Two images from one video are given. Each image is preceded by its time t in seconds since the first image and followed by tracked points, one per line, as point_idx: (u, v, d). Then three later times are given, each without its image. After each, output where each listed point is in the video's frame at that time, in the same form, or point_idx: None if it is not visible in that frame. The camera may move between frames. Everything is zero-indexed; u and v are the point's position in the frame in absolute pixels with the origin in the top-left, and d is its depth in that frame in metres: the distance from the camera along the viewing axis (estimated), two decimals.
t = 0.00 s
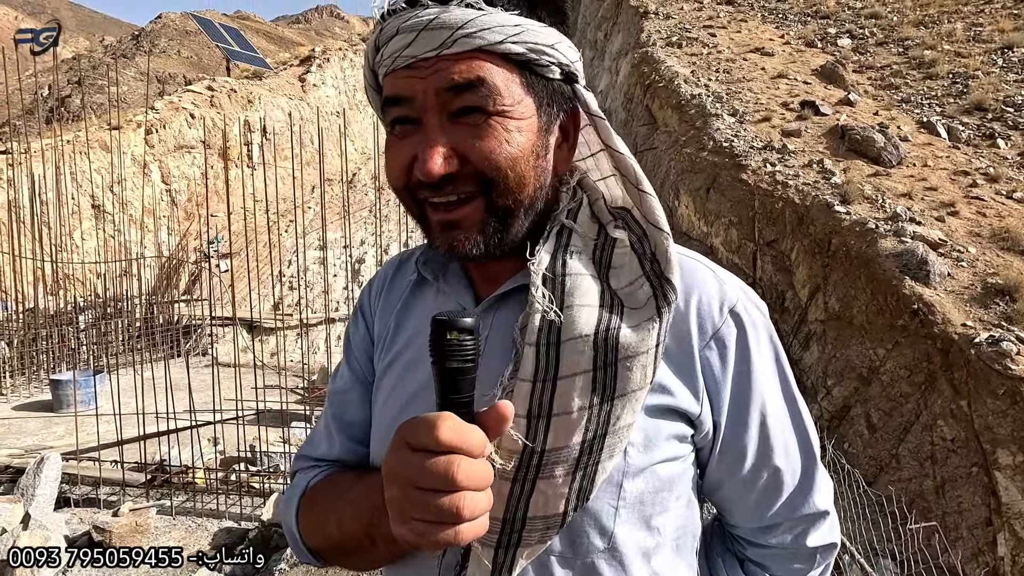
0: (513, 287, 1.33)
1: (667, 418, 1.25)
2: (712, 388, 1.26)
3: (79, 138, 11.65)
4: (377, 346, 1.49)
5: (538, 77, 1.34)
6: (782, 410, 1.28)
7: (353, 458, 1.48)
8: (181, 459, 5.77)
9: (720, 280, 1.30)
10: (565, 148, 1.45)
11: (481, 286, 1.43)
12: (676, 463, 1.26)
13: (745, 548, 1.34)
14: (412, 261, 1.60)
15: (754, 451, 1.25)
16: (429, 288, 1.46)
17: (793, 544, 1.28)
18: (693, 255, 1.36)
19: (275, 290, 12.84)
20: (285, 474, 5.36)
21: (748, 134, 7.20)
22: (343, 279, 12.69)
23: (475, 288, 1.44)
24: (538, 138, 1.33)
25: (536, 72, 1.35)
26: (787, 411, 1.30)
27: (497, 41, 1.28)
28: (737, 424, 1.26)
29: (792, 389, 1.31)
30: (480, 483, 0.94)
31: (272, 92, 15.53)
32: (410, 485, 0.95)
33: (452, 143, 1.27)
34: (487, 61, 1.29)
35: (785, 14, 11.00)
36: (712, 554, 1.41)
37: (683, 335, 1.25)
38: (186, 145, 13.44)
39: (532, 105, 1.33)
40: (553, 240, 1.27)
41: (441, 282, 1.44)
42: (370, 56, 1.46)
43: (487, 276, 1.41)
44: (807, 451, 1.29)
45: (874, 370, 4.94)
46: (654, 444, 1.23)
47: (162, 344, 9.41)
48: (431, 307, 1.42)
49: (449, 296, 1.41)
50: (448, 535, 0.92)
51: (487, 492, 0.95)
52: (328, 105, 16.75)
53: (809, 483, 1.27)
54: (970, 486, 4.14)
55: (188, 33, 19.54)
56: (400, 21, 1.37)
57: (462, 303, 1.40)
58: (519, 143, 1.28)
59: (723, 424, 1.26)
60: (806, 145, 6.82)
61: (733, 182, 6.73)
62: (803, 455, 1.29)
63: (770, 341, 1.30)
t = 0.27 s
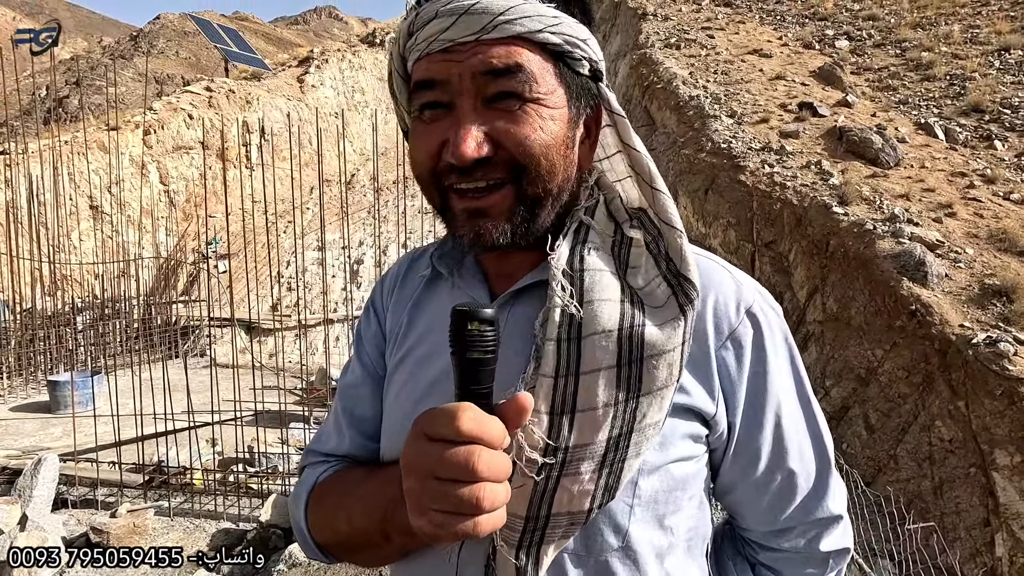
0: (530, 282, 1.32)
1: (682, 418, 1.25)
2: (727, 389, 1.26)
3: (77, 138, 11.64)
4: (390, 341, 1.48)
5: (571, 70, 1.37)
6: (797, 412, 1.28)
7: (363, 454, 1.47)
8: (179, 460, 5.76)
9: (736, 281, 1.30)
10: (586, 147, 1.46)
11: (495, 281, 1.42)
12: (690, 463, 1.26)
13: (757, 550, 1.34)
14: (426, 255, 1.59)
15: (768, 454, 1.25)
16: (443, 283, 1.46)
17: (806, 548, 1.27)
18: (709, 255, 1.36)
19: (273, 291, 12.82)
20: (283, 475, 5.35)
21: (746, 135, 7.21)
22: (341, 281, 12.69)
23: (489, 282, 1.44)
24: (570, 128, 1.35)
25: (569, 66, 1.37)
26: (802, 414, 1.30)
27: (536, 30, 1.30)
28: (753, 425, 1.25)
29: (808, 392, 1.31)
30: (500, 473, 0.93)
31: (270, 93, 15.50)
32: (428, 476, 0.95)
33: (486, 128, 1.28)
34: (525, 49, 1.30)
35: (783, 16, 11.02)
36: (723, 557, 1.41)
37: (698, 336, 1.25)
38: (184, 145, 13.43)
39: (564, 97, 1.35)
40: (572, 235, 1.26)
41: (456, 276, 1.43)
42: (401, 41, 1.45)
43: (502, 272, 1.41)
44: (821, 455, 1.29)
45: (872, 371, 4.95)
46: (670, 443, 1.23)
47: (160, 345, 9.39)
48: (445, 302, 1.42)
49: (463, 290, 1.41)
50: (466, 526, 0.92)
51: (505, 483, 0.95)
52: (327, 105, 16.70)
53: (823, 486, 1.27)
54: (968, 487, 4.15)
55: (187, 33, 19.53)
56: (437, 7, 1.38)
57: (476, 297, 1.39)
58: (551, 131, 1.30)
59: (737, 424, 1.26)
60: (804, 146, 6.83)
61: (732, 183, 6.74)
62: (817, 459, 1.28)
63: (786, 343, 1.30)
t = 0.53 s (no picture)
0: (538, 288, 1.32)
1: (688, 425, 1.25)
2: (733, 398, 1.27)
3: (73, 140, 11.62)
4: (395, 345, 1.49)
5: (592, 79, 1.38)
6: (801, 422, 1.29)
7: (367, 457, 1.48)
8: (175, 463, 5.75)
9: (742, 290, 1.31)
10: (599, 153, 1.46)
11: (502, 286, 1.42)
12: (696, 471, 1.26)
13: (758, 559, 1.34)
14: (432, 259, 1.59)
15: (773, 462, 1.25)
16: (451, 287, 1.47)
17: (808, 557, 1.27)
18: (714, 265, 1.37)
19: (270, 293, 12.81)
20: (279, 478, 5.35)
21: (742, 138, 7.24)
22: (338, 282, 12.68)
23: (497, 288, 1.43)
24: (588, 134, 1.35)
25: (589, 74, 1.39)
26: (806, 423, 1.30)
27: (561, 36, 1.31)
28: (758, 434, 1.25)
29: (811, 402, 1.31)
30: (511, 481, 0.94)
31: (267, 94, 15.46)
32: (441, 481, 0.95)
33: (507, 128, 1.27)
34: (549, 53, 1.31)
35: (779, 19, 11.07)
36: (724, 566, 1.40)
37: (703, 344, 1.25)
38: (180, 147, 13.41)
39: (584, 103, 1.35)
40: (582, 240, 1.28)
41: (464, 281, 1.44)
42: (421, 41, 1.44)
43: (510, 277, 1.41)
44: (825, 464, 1.29)
45: (867, 373, 4.96)
46: (676, 450, 1.23)
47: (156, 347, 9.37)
48: (451, 306, 1.42)
49: (471, 295, 1.41)
50: (477, 532, 0.93)
51: (517, 490, 0.95)
52: (325, 106, 16.62)
53: (826, 496, 1.27)
54: (963, 488, 4.17)
55: (184, 35, 19.51)
56: (462, 8, 1.38)
57: (483, 303, 1.39)
58: (571, 135, 1.30)
59: (743, 433, 1.26)
60: (800, 148, 6.85)
61: (728, 185, 6.76)
62: (820, 468, 1.29)
63: (790, 352, 1.30)
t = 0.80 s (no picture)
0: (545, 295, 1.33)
1: (697, 433, 1.26)
2: (741, 405, 1.27)
3: (67, 141, 11.56)
4: (400, 350, 1.49)
5: (604, 86, 1.39)
6: (809, 430, 1.29)
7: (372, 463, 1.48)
8: (169, 465, 5.73)
9: (752, 298, 1.32)
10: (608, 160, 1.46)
11: (510, 292, 1.43)
12: (704, 479, 1.27)
13: (763, 568, 1.34)
14: (438, 263, 1.59)
15: (781, 472, 1.26)
16: (457, 292, 1.47)
17: (814, 565, 1.27)
18: (723, 272, 1.38)
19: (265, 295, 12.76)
20: (275, 481, 5.35)
21: (737, 140, 7.26)
22: (334, 284, 12.65)
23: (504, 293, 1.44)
24: (601, 142, 1.36)
25: (603, 80, 1.39)
26: (814, 432, 1.30)
27: (577, 43, 1.32)
28: (766, 443, 1.26)
29: (819, 411, 1.32)
30: (523, 488, 0.95)
31: (263, 95, 15.41)
32: (453, 488, 0.97)
33: (523, 135, 1.28)
34: (565, 62, 1.32)
35: (774, 22, 11.12)
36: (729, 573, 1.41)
37: (712, 353, 1.26)
38: (175, 148, 13.36)
39: (598, 110, 1.36)
40: (592, 247, 1.29)
41: (472, 286, 1.45)
42: (434, 46, 1.43)
43: (520, 284, 1.41)
44: (831, 473, 1.30)
45: (861, 374, 4.98)
46: (685, 458, 1.24)
47: (150, 348, 9.34)
48: (458, 312, 1.43)
49: (479, 301, 1.42)
50: (490, 541, 0.94)
51: (529, 497, 0.97)
52: (320, 108, 16.56)
53: (833, 505, 1.28)
54: (956, 489, 4.19)
55: (178, 36, 19.44)
56: (478, 14, 1.37)
57: (491, 308, 1.40)
58: (585, 143, 1.31)
59: (751, 441, 1.27)
60: (795, 151, 6.89)
61: (723, 187, 6.78)
62: (828, 477, 1.29)
63: (799, 361, 1.31)
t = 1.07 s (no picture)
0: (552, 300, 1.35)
1: (705, 438, 1.26)
2: (749, 411, 1.28)
3: (60, 141, 11.48)
4: (407, 356, 1.49)
5: (614, 93, 1.39)
6: (816, 435, 1.30)
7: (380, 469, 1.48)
8: (164, 467, 5.70)
9: (759, 304, 1.32)
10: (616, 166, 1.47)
11: (518, 298, 1.44)
12: (712, 485, 1.27)
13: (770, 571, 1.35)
14: (445, 269, 1.60)
15: (788, 476, 1.27)
16: (465, 299, 1.47)
17: (821, 570, 1.29)
18: (729, 277, 1.38)
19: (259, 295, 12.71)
20: (270, 483, 5.34)
21: (732, 142, 7.30)
22: (329, 285, 12.61)
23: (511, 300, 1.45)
24: (610, 149, 1.36)
25: (612, 88, 1.39)
26: (821, 438, 1.31)
27: (588, 51, 1.32)
28: (774, 449, 1.27)
29: (826, 416, 1.33)
30: (535, 498, 0.96)
31: (258, 96, 15.33)
32: (465, 499, 0.97)
33: (533, 144, 1.28)
34: (575, 70, 1.32)
35: (768, 24, 11.17)
36: None
37: (720, 358, 1.27)
38: (169, 148, 13.29)
39: (608, 118, 1.36)
40: (600, 255, 1.31)
41: (480, 293, 1.45)
42: (444, 53, 1.43)
43: (528, 291, 1.42)
44: (838, 477, 1.31)
45: (855, 374, 5.00)
46: (694, 464, 1.24)
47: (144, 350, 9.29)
48: (465, 319, 1.43)
49: (486, 308, 1.42)
50: (502, 551, 0.95)
51: (541, 505, 0.97)
52: (315, 108, 16.50)
53: (840, 510, 1.29)
54: (949, 489, 4.23)
55: (172, 35, 19.34)
56: (489, 22, 1.38)
57: (499, 315, 1.40)
58: (595, 150, 1.31)
59: (758, 446, 1.28)
60: (789, 152, 6.92)
61: (718, 188, 6.80)
62: (834, 481, 1.30)
63: (806, 366, 1.32)
